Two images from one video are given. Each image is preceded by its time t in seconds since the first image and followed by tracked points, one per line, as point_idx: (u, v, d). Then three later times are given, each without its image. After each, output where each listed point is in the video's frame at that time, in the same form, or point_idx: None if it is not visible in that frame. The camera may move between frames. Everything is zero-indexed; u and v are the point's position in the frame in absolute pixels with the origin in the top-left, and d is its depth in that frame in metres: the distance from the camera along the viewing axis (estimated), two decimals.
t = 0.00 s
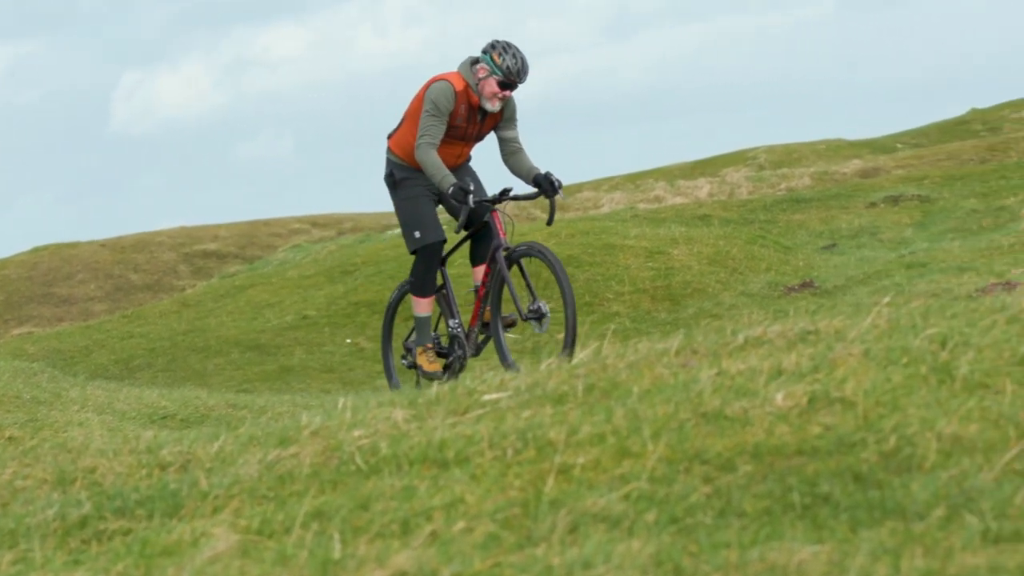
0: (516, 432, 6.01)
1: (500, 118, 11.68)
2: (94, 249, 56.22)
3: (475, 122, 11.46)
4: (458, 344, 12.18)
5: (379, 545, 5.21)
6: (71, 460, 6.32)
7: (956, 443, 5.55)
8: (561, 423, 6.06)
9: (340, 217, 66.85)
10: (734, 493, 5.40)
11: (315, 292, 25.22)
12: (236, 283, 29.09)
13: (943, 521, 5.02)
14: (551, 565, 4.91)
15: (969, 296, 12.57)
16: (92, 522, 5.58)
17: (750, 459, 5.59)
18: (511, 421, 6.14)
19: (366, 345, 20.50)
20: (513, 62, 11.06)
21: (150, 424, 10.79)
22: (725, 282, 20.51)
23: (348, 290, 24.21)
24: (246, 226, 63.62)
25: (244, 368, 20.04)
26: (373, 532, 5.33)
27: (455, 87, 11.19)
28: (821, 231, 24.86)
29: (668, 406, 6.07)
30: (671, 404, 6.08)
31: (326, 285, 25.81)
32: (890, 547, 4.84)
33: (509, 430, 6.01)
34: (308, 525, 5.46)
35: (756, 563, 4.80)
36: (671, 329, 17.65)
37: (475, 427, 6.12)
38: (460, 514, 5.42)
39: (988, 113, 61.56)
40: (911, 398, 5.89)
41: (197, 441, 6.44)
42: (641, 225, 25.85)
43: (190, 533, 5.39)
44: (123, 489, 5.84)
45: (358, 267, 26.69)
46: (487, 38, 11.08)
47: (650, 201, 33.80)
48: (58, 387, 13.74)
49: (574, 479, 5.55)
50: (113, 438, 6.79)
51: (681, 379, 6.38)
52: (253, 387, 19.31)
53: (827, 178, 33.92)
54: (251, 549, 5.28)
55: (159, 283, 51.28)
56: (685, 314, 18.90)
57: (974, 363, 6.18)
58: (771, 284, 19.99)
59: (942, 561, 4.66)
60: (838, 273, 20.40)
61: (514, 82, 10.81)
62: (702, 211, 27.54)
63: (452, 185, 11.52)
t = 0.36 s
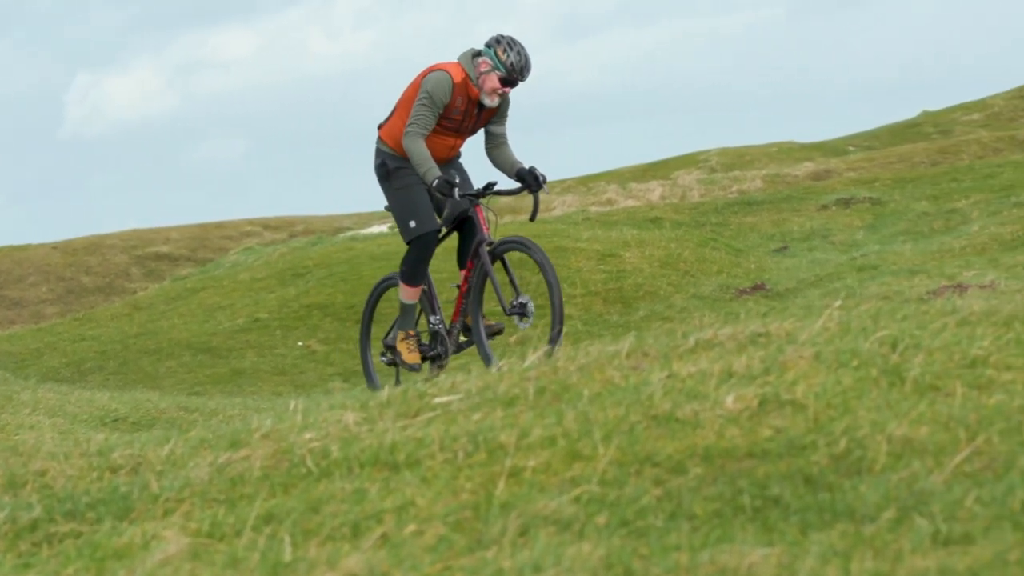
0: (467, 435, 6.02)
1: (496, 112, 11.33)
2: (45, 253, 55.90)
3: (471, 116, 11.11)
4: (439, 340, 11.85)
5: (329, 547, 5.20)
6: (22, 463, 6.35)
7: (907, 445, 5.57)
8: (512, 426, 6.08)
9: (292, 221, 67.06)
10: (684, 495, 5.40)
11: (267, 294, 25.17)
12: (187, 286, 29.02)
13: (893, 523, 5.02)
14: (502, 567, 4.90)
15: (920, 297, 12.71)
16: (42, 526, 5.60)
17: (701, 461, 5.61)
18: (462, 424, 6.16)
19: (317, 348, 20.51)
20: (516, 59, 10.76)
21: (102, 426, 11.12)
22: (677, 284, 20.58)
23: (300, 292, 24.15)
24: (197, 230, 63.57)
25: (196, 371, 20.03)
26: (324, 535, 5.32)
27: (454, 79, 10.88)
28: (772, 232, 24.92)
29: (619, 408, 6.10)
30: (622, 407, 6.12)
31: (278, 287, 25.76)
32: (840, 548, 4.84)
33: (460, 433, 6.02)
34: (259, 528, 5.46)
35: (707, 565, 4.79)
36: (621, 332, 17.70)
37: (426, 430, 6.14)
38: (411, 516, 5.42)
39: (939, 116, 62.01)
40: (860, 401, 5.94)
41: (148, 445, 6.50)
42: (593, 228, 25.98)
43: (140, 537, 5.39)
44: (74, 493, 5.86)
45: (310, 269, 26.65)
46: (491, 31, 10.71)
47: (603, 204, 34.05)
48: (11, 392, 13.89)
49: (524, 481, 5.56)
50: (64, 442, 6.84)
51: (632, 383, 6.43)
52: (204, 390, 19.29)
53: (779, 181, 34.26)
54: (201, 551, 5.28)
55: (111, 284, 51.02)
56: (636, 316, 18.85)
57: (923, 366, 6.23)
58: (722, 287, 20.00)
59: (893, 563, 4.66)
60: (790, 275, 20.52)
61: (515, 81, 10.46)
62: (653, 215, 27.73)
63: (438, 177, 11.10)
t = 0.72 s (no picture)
0: (425, 438, 6.03)
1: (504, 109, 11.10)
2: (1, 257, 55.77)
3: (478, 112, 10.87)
4: (430, 337, 11.66)
5: (288, 550, 5.20)
6: None
7: (865, 449, 5.58)
8: (470, 430, 6.10)
9: (252, 225, 67.20)
10: (643, 499, 5.40)
11: (225, 297, 25.12)
12: (147, 289, 28.98)
13: (851, 526, 5.02)
14: (460, 570, 4.89)
15: (878, 300, 12.76)
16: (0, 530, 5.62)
17: (660, 465, 5.62)
18: (420, 428, 6.18)
19: (276, 351, 20.53)
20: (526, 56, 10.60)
21: (61, 430, 11.31)
22: (636, 288, 20.65)
23: (259, 295, 24.12)
24: (156, 232, 63.58)
25: (154, 375, 20.04)
26: (282, 539, 5.32)
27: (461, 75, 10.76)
28: (731, 236, 24.96)
29: (577, 412, 6.12)
30: (580, 410, 6.14)
31: (237, 291, 25.71)
32: (799, 552, 4.84)
33: (418, 437, 6.03)
34: (217, 532, 5.45)
35: (665, 569, 4.77)
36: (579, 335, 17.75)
37: (384, 434, 6.15)
38: (369, 520, 5.41)
39: (899, 119, 62.36)
40: (819, 404, 5.96)
41: (106, 448, 6.55)
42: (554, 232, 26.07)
43: (99, 540, 5.40)
44: (32, 497, 5.89)
45: (268, 273, 26.61)
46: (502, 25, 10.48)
47: (563, 207, 34.16)
48: None
49: (483, 485, 5.56)
50: (21, 448, 6.86)
51: (590, 386, 6.45)
52: (163, 393, 19.31)
53: (738, 185, 34.47)
54: (159, 553, 5.28)
55: (70, 288, 51.12)
56: (596, 320, 18.90)
57: (882, 369, 6.26)
58: (682, 290, 20.10)
59: (851, 567, 4.67)
60: (748, 278, 20.54)
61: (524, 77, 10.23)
62: (613, 218, 27.81)
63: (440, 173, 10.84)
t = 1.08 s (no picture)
0: (388, 442, 6.04)
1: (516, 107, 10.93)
2: None
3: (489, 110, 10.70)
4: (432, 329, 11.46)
5: (250, 553, 5.18)
6: None
7: (828, 453, 5.58)
8: (433, 434, 6.11)
9: (216, 229, 67.25)
10: (606, 503, 5.39)
11: (189, 301, 25.07)
12: (111, 292, 28.92)
13: (814, 530, 5.01)
14: (422, 572, 4.87)
15: (842, 304, 12.83)
16: None
17: (623, 469, 5.62)
18: (383, 432, 6.19)
19: (240, 354, 20.55)
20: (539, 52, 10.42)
21: (25, 433, 11.42)
22: (600, 292, 20.61)
23: (222, 299, 24.11)
24: (120, 236, 63.60)
25: (118, 378, 20.04)
26: (245, 542, 5.30)
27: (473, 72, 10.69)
28: (695, 240, 24.96)
29: (539, 416, 6.14)
30: (543, 414, 6.16)
31: (201, 294, 25.66)
32: (761, 556, 4.83)
33: (381, 441, 6.04)
34: (180, 535, 5.45)
35: (627, 572, 4.76)
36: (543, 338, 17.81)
37: (348, 438, 6.17)
38: (332, 524, 5.40)
39: (861, 123, 62.68)
40: (782, 408, 5.98)
41: (69, 452, 6.58)
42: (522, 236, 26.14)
43: (62, 543, 5.40)
44: None
45: (231, 276, 26.51)
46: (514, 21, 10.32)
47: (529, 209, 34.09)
48: None
49: (446, 488, 5.56)
50: None
51: (553, 390, 6.48)
52: (127, 396, 19.33)
53: (702, 189, 34.66)
54: (121, 556, 5.28)
55: (32, 292, 51.21)
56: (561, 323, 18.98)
57: (845, 374, 6.29)
58: (646, 295, 20.15)
59: (813, 571, 4.65)
60: (711, 282, 20.60)
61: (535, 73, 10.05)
62: (578, 221, 27.85)
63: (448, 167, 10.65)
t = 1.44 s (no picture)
0: (350, 446, 6.06)
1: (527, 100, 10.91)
2: None
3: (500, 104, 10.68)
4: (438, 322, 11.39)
5: (211, 557, 5.17)
6: None
7: (789, 457, 5.59)
8: (395, 438, 6.13)
9: (178, 232, 66.99)
10: (567, 506, 5.39)
11: (152, 304, 25.00)
12: (72, 296, 28.79)
13: (775, 534, 5.01)
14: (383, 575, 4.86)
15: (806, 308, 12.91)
16: None
17: (584, 473, 5.62)
18: (345, 436, 6.21)
19: (202, 358, 20.56)
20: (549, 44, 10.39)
21: None
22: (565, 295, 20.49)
23: (185, 303, 24.07)
24: (83, 240, 63.32)
25: (80, 383, 20.01)
26: (206, 546, 5.29)
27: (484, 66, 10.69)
28: (657, 244, 24.74)
29: (501, 420, 6.16)
30: (504, 418, 6.18)
31: (163, 297, 25.59)
32: (722, 560, 4.82)
33: (343, 445, 6.06)
34: (142, 539, 5.44)
35: None
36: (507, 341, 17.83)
37: (309, 442, 6.18)
38: (294, 528, 5.40)
39: (823, 126, 62.74)
40: (743, 412, 6.00)
41: (31, 457, 6.61)
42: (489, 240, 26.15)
43: (23, 548, 5.40)
44: None
45: (194, 280, 26.38)
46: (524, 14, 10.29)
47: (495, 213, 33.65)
48: None
49: (407, 493, 5.56)
50: None
51: (515, 395, 6.50)
52: (89, 401, 19.33)
53: (664, 193, 34.72)
54: (82, 560, 5.27)
55: None
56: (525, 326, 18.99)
57: (807, 378, 6.32)
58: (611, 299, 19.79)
59: None
60: (674, 286, 20.63)
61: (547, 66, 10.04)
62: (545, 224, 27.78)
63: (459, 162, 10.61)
